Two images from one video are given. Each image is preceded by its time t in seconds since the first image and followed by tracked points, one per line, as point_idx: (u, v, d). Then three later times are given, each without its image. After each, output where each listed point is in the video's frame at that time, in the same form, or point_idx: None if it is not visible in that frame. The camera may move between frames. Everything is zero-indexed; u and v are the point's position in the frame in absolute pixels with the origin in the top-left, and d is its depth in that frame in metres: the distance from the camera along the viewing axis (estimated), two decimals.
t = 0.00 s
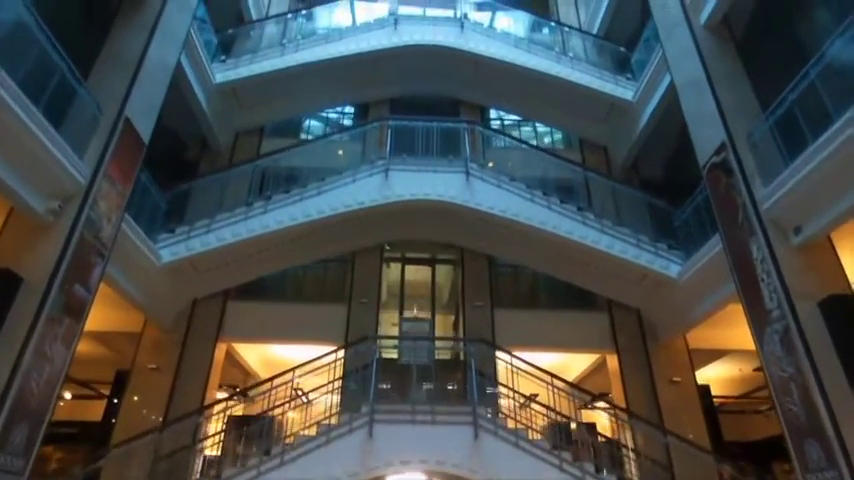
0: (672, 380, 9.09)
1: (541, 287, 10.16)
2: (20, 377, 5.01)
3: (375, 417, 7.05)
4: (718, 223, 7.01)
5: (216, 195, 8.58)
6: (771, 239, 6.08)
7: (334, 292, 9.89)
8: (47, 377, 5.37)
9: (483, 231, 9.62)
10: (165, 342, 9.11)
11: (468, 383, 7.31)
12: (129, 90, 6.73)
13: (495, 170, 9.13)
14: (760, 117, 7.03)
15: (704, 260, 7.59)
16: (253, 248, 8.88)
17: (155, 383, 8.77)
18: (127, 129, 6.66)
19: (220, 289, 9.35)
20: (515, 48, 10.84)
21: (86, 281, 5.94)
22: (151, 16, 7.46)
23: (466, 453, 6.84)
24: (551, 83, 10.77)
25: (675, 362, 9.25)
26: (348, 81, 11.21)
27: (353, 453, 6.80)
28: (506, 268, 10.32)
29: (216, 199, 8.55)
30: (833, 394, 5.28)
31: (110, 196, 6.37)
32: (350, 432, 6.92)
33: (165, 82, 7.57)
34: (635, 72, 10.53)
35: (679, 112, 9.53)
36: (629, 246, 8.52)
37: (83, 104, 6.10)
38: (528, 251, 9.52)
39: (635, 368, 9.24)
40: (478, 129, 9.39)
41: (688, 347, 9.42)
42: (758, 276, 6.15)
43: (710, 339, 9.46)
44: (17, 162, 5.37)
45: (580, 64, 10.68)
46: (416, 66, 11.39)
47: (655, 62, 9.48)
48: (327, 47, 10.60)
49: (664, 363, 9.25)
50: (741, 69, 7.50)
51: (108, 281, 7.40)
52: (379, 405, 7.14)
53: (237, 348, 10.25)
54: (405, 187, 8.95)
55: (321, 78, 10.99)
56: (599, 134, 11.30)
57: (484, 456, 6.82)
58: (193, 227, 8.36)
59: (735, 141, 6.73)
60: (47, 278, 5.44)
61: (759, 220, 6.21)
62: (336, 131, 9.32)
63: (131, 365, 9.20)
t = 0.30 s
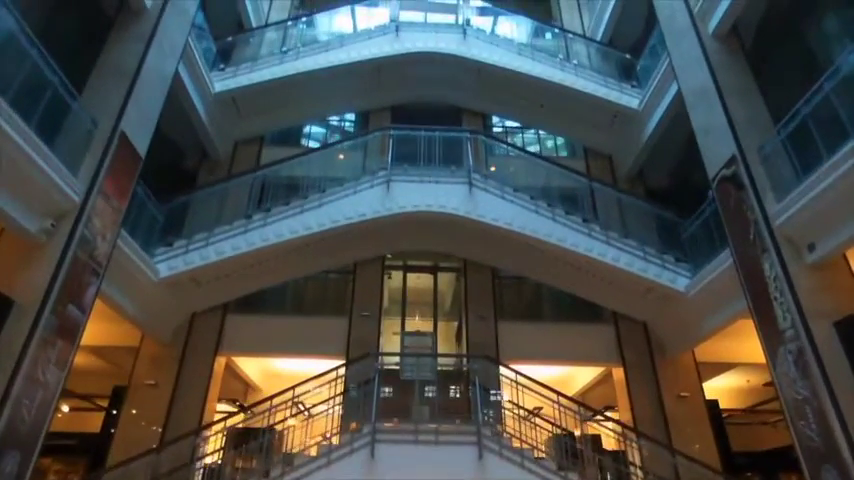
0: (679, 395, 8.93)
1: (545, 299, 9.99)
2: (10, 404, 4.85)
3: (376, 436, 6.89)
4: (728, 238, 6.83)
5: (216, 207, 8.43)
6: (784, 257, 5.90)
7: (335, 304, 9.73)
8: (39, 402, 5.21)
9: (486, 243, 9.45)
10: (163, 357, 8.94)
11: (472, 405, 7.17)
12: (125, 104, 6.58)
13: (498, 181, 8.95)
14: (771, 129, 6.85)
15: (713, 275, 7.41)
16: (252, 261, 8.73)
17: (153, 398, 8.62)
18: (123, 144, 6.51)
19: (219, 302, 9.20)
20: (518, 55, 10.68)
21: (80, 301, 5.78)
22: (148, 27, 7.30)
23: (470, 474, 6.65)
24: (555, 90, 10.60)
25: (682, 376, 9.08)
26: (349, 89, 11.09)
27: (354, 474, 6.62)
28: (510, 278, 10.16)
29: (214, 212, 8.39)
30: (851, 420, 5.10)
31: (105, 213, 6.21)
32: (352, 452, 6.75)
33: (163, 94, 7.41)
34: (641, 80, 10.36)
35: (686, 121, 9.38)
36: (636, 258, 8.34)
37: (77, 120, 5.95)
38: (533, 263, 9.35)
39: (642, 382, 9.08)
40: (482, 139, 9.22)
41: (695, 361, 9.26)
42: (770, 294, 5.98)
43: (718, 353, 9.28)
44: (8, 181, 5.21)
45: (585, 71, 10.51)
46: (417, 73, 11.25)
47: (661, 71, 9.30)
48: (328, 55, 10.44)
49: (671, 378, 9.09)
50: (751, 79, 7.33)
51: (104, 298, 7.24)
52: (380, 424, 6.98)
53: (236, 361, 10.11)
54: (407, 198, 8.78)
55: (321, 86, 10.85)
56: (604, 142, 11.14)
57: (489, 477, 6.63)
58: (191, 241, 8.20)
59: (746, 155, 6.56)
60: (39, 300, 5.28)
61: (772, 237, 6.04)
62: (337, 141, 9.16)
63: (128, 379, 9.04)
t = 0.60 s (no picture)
0: (685, 411, 8.75)
1: (548, 311, 9.83)
2: None
3: (375, 457, 6.74)
4: (736, 254, 6.65)
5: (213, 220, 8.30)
6: (795, 276, 5.73)
7: (334, 317, 9.58)
8: (27, 429, 5.06)
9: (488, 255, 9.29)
10: (159, 373, 8.79)
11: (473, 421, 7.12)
12: (118, 118, 6.44)
13: (500, 192, 8.78)
14: (780, 143, 6.67)
15: (721, 291, 7.24)
16: (250, 275, 8.57)
17: (148, 415, 8.47)
18: (116, 160, 6.37)
19: (216, 317, 9.05)
20: (520, 62, 10.51)
21: (70, 323, 5.64)
22: (141, 39, 7.14)
23: None
24: (557, 98, 10.44)
25: (688, 392, 8.90)
26: (350, 97, 10.96)
27: None
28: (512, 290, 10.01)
29: (210, 225, 8.25)
30: None
31: (97, 231, 6.06)
32: (350, 474, 6.58)
33: (157, 107, 7.24)
34: (645, 88, 10.19)
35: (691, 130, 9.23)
36: (640, 272, 8.17)
37: (67, 137, 5.81)
38: (536, 276, 9.14)
39: (646, 398, 8.91)
40: (483, 149, 9.06)
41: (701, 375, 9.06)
42: (781, 315, 5.81)
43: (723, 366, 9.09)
44: None
45: (588, 79, 10.33)
46: (418, 80, 11.10)
47: (666, 79, 9.12)
48: (327, 62, 10.28)
49: (678, 393, 8.91)
50: (759, 90, 7.16)
51: (97, 316, 7.08)
52: (380, 444, 6.83)
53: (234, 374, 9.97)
54: (407, 210, 8.62)
55: (321, 94, 10.70)
56: (607, 150, 10.99)
57: None
58: (187, 255, 8.04)
59: (755, 169, 6.38)
60: (28, 323, 5.13)
61: (782, 255, 5.87)
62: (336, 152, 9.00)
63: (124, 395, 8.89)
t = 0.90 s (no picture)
0: (690, 427, 8.59)
1: (549, 323, 9.69)
2: None
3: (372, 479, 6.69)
4: (743, 272, 6.51)
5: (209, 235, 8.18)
6: (803, 297, 5.59)
7: (333, 331, 9.45)
8: (16, 457, 4.94)
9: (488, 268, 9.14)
10: (155, 390, 8.65)
11: (472, 436, 7.16)
12: (110, 136, 6.32)
13: (501, 205, 8.63)
14: (788, 158, 6.52)
15: (727, 308, 7.07)
16: (246, 290, 8.43)
17: (143, 433, 8.32)
18: (109, 177, 6.25)
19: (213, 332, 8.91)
20: (521, 71, 10.36)
21: (61, 346, 5.52)
22: (135, 52, 7.01)
23: None
24: (558, 107, 10.29)
25: (693, 408, 8.73)
26: (349, 107, 10.85)
27: None
28: (513, 302, 9.88)
29: (206, 239, 8.13)
30: None
31: (89, 251, 5.93)
32: None
33: (151, 121, 7.11)
34: (648, 97, 10.04)
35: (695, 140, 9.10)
36: (644, 286, 8.03)
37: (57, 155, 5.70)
38: (537, 290, 8.98)
39: (650, 414, 8.76)
40: (484, 160, 8.92)
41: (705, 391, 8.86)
42: (790, 337, 5.68)
43: (733, 381, 8.77)
44: None
45: (590, 87, 10.18)
46: (417, 89, 10.98)
47: (670, 90, 8.97)
48: (325, 72, 10.13)
49: (682, 408, 8.76)
50: (765, 102, 7.00)
51: (90, 334, 6.93)
52: (377, 467, 6.77)
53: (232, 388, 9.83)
54: (406, 223, 8.48)
55: (319, 103, 10.57)
56: (609, 160, 10.87)
57: None
58: (183, 270, 7.91)
59: (762, 186, 6.24)
60: (16, 348, 5.00)
61: (790, 276, 5.73)
62: (334, 163, 8.87)
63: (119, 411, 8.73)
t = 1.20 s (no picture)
0: (695, 445, 8.44)
1: (552, 337, 9.57)
2: None
3: None
4: (750, 291, 6.37)
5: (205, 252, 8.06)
6: (813, 320, 5.46)
7: (332, 346, 9.32)
8: None
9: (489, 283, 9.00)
10: (150, 407, 8.50)
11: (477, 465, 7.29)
12: (104, 154, 6.19)
13: (502, 218, 8.50)
14: (796, 175, 6.38)
15: (735, 327, 6.94)
16: (244, 306, 8.29)
17: (139, 452, 8.17)
18: (103, 197, 6.14)
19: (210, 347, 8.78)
20: (522, 81, 10.23)
21: (53, 371, 5.39)
22: (130, 66, 6.88)
23: None
24: (560, 118, 10.17)
25: (699, 425, 8.59)
26: (349, 117, 10.73)
27: None
28: (515, 316, 9.76)
29: (203, 255, 8.00)
30: None
31: (82, 273, 5.81)
32: None
33: (145, 136, 6.98)
34: (651, 107, 9.91)
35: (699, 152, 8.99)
36: (648, 303, 7.90)
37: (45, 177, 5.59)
38: (541, 305, 8.77)
39: (655, 431, 8.62)
40: (485, 173, 8.78)
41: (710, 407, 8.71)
42: (799, 361, 5.55)
43: (736, 397, 8.62)
44: None
45: (593, 98, 10.05)
46: (417, 98, 10.85)
47: (673, 102, 8.84)
48: (324, 82, 9.98)
49: (687, 425, 8.62)
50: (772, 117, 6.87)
51: (83, 354, 6.80)
52: None
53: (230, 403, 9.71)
54: (406, 238, 8.34)
55: (319, 114, 10.45)
56: (611, 170, 10.75)
57: None
58: (179, 286, 7.78)
59: (769, 205, 6.12)
60: (6, 376, 4.86)
61: (799, 298, 5.60)
62: (334, 176, 8.74)
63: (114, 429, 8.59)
